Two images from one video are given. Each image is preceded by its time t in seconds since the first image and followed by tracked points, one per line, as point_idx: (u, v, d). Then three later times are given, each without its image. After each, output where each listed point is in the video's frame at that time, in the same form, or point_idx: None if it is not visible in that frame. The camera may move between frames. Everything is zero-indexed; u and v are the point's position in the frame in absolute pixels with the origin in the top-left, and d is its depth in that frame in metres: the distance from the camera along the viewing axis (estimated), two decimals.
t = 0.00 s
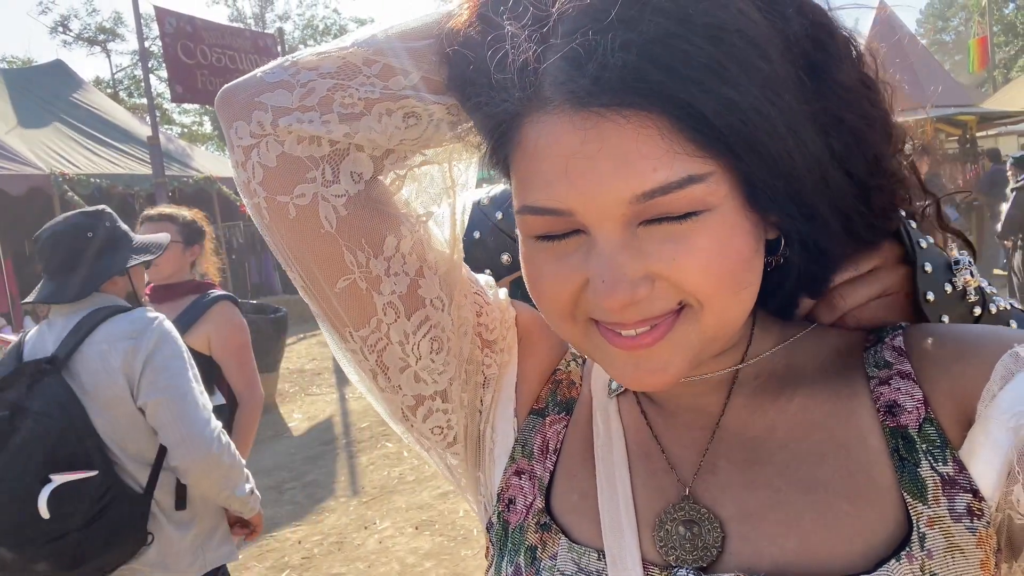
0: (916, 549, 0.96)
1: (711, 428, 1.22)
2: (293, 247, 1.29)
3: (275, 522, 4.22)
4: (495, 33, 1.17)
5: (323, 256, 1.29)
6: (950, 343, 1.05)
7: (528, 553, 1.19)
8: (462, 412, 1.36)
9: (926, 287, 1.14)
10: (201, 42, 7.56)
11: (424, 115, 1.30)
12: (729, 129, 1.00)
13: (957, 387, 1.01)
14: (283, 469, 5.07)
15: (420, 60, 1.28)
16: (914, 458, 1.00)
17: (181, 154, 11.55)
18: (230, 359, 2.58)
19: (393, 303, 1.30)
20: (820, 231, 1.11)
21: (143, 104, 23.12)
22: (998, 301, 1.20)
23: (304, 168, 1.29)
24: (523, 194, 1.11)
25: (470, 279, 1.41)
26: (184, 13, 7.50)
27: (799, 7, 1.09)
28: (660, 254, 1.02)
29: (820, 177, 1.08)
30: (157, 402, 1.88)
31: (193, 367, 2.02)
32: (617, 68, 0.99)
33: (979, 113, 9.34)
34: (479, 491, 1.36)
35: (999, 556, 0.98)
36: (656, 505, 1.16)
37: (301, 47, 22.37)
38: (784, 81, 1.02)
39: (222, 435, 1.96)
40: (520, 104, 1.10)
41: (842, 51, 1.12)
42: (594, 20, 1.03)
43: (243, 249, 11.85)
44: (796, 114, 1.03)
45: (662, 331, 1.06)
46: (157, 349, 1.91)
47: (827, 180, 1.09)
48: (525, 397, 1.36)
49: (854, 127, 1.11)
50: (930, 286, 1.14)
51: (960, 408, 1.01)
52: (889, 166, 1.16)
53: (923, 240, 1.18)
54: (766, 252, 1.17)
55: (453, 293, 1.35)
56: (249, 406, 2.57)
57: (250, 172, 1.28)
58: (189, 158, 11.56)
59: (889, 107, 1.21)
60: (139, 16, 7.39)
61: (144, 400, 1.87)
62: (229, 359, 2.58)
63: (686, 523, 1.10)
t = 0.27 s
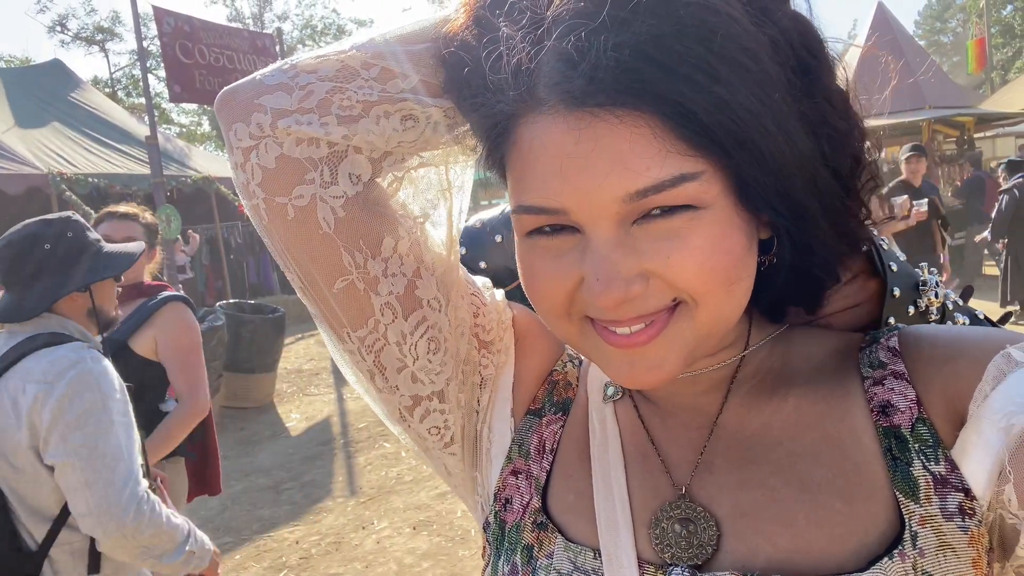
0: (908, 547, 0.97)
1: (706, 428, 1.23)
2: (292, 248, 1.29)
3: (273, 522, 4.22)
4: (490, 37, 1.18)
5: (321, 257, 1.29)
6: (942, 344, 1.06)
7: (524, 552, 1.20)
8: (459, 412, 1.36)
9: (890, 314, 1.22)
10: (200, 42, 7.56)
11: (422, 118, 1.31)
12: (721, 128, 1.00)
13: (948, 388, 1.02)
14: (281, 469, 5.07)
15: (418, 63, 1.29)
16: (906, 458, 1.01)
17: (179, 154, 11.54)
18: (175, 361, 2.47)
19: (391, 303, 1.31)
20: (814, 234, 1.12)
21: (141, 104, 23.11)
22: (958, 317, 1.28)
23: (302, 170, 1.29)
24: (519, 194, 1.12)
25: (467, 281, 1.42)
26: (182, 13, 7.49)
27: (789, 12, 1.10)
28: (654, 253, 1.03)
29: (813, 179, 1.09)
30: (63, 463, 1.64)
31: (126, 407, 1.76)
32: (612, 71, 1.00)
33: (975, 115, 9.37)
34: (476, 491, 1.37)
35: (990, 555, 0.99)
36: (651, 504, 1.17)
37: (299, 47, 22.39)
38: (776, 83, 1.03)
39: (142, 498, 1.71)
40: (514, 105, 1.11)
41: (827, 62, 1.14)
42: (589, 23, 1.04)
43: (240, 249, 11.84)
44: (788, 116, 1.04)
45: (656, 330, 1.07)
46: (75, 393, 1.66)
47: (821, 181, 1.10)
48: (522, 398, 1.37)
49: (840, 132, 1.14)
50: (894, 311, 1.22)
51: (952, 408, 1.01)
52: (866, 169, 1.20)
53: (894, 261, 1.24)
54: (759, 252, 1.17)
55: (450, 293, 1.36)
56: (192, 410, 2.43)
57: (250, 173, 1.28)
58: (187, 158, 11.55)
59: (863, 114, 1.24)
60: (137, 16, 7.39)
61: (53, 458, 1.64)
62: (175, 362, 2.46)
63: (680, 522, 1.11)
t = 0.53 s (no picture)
0: (910, 547, 0.97)
1: (709, 427, 1.23)
2: (296, 245, 1.29)
3: (270, 521, 4.21)
4: (492, 36, 1.19)
5: (324, 254, 1.29)
6: (947, 344, 1.06)
7: (527, 549, 1.20)
8: (462, 410, 1.36)
9: (899, 310, 1.21)
10: (198, 40, 7.54)
11: (425, 117, 1.31)
12: (720, 126, 1.00)
13: (951, 388, 1.03)
14: (279, 469, 5.06)
15: (420, 63, 1.30)
16: (909, 458, 1.01)
17: (177, 153, 11.52)
18: (107, 365, 2.27)
19: (394, 301, 1.31)
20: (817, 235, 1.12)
21: (139, 102, 23.06)
22: (964, 311, 1.29)
23: (306, 168, 1.29)
24: (521, 190, 1.12)
25: (470, 279, 1.42)
26: (180, 11, 7.47)
27: (788, 11, 1.10)
28: (657, 251, 1.03)
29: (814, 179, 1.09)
30: None
31: (34, 441, 1.43)
32: (615, 70, 1.01)
33: (973, 115, 9.39)
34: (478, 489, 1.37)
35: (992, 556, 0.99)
36: (653, 502, 1.17)
37: (298, 46, 22.37)
38: (779, 82, 1.03)
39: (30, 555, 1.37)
40: (515, 104, 1.11)
41: (827, 63, 1.14)
42: (591, 21, 1.04)
43: (238, 248, 11.80)
44: (790, 115, 1.04)
45: (659, 327, 1.07)
46: None
47: (822, 182, 1.10)
48: (525, 396, 1.37)
49: (843, 131, 1.14)
50: (904, 309, 1.21)
51: (955, 409, 1.02)
52: (870, 169, 1.19)
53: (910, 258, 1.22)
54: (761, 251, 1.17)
55: (453, 291, 1.36)
56: (91, 416, 2.20)
57: (254, 172, 1.28)
58: (185, 157, 11.53)
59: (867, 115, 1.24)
60: (135, 15, 7.37)
61: None
62: (103, 366, 2.26)
63: (682, 521, 1.11)
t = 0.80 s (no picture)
0: (917, 539, 0.97)
1: (716, 419, 1.24)
2: (303, 239, 1.29)
3: (269, 519, 4.22)
4: (498, 30, 1.19)
5: (331, 248, 1.30)
6: (955, 337, 1.06)
7: (534, 541, 1.21)
8: (469, 404, 1.37)
9: (909, 308, 1.23)
10: (196, 38, 7.53)
11: (432, 110, 1.32)
12: (724, 119, 1.01)
13: (959, 381, 1.03)
14: (277, 467, 5.06)
15: (426, 57, 1.31)
16: (916, 450, 1.01)
17: (175, 151, 11.50)
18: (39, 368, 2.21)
19: (401, 294, 1.32)
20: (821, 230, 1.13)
21: (137, 100, 23.04)
22: (984, 309, 1.29)
23: (313, 163, 1.29)
24: (527, 181, 1.12)
25: (477, 274, 1.43)
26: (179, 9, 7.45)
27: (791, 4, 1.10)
28: (665, 242, 1.03)
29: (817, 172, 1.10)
30: None
31: None
32: (622, 62, 1.01)
33: (971, 115, 9.41)
34: (485, 482, 1.37)
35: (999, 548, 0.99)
36: (659, 495, 1.17)
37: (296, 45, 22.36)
38: (783, 75, 1.03)
39: None
40: (520, 97, 1.11)
41: (834, 57, 1.14)
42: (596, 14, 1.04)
43: (236, 247, 11.79)
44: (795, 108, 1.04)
45: (666, 318, 1.08)
46: None
47: (825, 177, 1.11)
48: (532, 389, 1.38)
49: (849, 125, 1.15)
50: (915, 305, 1.22)
51: (962, 401, 1.02)
52: (878, 162, 1.20)
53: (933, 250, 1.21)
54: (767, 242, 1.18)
55: (459, 285, 1.36)
56: (16, 419, 2.14)
57: (262, 166, 1.28)
58: (183, 155, 11.52)
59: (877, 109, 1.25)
60: (134, 12, 7.35)
61: None
62: (35, 369, 2.20)
63: (689, 513, 1.11)
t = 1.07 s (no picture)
0: (925, 548, 0.97)
1: (722, 425, 1.23)
2: (309, 240, 1.28)
3: (266, 519, 4.20)
4: (505, 32, 1.18)
5: (337, 250, 1.28)
6: (964, 345, 1.06)
7: (539, 545, 1.20)
8: (474, 407, 1.36)
9: (924, 303, 1.18)
10: (194, 36, 7.51)
11: (440, 113, 1.31)
12: (731, 122, 1.00)
13: (968, 389, 1.02)
14: (275, 467, 5.05)
15: (434, 61, 1.30)
16: (924, 459, 1.00)
17: (172, 150, 11.47)
18: None
19: (407, 297, 1.31)
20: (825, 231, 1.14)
21: (133, 98, 23.02)
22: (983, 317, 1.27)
23: (320, 165, 1.28)
24: (535, 181, 1.12)
25: (483, 277, 1.44)
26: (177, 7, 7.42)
27: (801, 6, 1.10)
28: (673, 244, 1.03)
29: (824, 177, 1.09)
30: None
31: None
32: (632, 64, 1.00)
33: (969, 115, 9.41)
34: (489, 486, 1.36)
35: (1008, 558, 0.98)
36: (665, 501, 1.17)
37: (293, 44, 22.33)
38: (793, 77, 1.02)
39: None
40: (529, 99, 1.11)
41: (844, 59, 1.13)
42: (608, 16, 1.04)
43: (233, 245, 11.76)
44: (805, 111, 1.03)
45: (673, 320, 1.07)
46: None
47: (833, 181, 1.11)
48: (538, 393, 1.37)
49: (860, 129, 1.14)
50: (928, 302, 1.18)
51: (970, 409, 1.01)
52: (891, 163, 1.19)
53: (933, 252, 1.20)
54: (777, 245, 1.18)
55: (465, 288, 1.36)
56: None
57: (270, 168, 1.27)
58: (181, 154, 11.49)
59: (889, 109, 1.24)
60: (131, 10, 7.32)
61: None
62: None
63: (695, 519, 1.11)
